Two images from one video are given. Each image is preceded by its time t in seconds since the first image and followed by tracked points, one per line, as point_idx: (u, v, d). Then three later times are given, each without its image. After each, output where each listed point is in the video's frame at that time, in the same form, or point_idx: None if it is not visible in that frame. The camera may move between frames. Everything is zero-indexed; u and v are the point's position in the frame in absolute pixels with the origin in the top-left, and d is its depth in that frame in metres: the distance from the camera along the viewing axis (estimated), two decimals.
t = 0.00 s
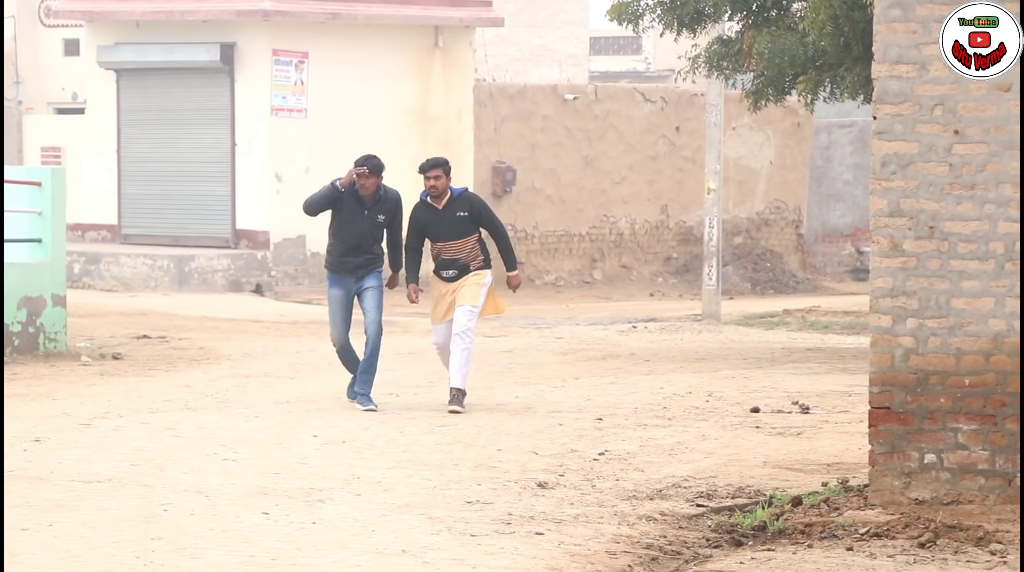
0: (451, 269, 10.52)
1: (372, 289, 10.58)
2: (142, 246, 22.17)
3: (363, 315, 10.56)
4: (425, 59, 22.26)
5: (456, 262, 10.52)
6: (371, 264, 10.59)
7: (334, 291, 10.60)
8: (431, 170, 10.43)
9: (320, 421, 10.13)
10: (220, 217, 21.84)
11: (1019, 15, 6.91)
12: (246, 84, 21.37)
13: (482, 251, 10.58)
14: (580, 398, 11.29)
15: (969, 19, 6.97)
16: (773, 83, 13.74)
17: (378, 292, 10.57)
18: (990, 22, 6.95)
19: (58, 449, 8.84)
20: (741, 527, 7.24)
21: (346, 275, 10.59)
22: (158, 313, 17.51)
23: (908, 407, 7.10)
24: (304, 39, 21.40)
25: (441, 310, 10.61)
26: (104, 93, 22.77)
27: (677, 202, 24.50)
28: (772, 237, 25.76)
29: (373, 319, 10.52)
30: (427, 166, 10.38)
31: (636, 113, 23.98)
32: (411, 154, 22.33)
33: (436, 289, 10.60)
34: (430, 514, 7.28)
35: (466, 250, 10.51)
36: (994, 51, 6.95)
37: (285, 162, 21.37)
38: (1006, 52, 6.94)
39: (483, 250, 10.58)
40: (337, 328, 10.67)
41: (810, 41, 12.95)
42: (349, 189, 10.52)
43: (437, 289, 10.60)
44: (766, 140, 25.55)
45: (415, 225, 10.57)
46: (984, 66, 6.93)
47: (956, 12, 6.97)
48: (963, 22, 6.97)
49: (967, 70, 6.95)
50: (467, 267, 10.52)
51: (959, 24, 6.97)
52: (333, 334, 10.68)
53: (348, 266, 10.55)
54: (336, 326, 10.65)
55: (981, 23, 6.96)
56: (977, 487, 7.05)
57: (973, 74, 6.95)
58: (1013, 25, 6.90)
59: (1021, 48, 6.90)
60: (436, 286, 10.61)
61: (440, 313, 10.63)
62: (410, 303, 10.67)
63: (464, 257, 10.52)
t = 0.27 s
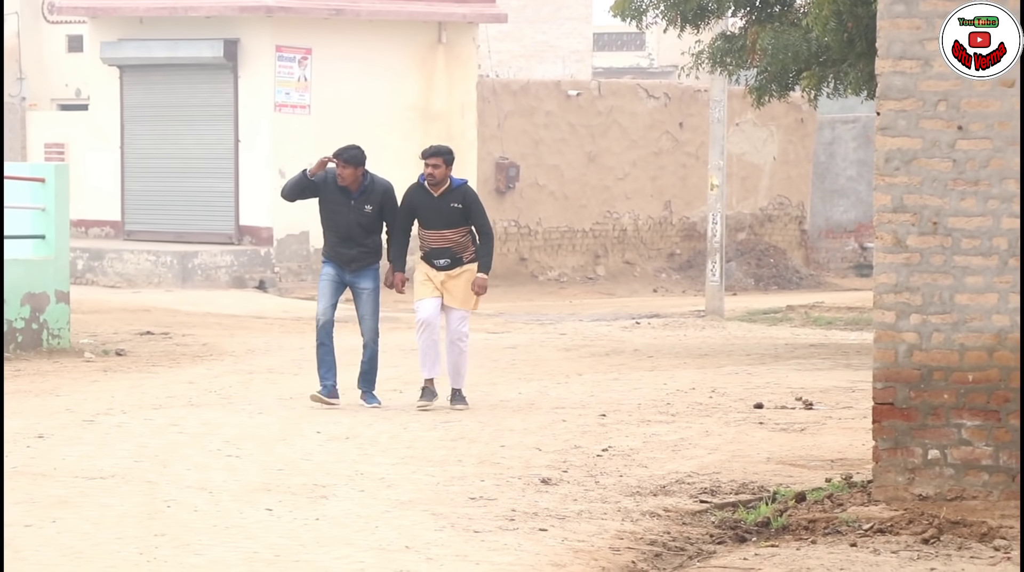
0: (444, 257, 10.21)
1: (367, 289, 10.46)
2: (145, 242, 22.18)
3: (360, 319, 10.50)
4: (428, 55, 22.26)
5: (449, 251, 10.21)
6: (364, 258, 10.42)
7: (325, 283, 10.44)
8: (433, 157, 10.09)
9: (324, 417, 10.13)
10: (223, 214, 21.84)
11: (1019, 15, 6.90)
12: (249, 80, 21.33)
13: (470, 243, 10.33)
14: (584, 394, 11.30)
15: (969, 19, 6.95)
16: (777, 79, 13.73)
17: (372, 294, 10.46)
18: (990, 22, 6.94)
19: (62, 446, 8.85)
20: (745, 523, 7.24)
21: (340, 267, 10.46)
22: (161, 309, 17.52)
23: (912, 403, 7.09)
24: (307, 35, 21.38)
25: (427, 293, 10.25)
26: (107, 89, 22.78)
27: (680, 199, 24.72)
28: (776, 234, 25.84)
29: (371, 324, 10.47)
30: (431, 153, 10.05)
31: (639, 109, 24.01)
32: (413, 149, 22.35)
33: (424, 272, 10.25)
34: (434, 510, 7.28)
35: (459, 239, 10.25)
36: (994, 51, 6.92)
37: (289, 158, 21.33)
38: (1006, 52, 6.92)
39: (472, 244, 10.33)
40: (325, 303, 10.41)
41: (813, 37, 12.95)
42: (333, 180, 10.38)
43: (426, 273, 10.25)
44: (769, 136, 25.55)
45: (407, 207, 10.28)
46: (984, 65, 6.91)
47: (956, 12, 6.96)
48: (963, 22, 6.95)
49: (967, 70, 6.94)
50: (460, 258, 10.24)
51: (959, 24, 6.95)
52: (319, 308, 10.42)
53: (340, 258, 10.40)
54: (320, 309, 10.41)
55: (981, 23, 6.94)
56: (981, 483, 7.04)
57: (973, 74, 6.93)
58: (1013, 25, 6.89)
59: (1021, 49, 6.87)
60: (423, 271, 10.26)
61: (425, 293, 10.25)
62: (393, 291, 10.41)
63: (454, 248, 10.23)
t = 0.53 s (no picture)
0: (420, 261, 9.98)
1: (352, 293, 10.17)
2: (147, 240, 22.18)
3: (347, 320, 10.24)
4: (431, 53, 22.27)
5: (425, 255, 9.98)
6: (344, 259, 10.08)
7: (309, 284, 10.16)
8: (401, 158, 9.90)
9: (325, 415, 10.13)
10: (225, 211, 21.83)
11: (1019, 15, 6.88)
12: (250, 78, 21.34)
13: (449, 246, 10.08)
14: (586, 392, 11.29)
15: (969, 19, 6.94)
16: (778, 77, 13.73)
17: (358, 298, 10.18)
18: (990, 22, 6.94)
19: (64, 443, 8.86)
20: (747, 521, 7.25)
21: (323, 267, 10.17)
22: (163, 307, 17.53)
23: (914, 401, 7.09)
24: (310, 33, 21.41)
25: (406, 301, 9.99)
26: (109, 86, 22.78)
27: (682, 196, 24.68)
28: (777, 231, 25.82)
29: (359, 330, 10.22)
30: (397, 154, 9.87)
31: (641, 106, 24.01)
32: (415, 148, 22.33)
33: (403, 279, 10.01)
34: (436, 508, 7.29)
35: (435, 243, 10.00)
36: (994, 51, 6.91)
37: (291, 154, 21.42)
38: (1007, 52, 6.90)
39: (451, 246, 10.09)
40: (310, 309, 10.10)
41: (815, 35, 12.95)
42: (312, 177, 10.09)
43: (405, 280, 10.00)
44: (771, 134, 25.57)
45: (386, 207, 10.05)
46: (984, 66, 6.91)
47: (955, 12, 6.95)
48: (963, 22, 6.95)
49: (967, 70, 6.94)
50: (436, 263, 9.99)
51: (959, 25, 6.95)
52: (307, 315, 10.10)
53: (319, 259, 10.10)
54: (307, 309, 10.09)
55: (981, 23, 6.94)
56: (983, 481, 7.03)
57: (973, 74, 6.93)
58: (1013, 25, 6.87)
59: (1021, 49, 6.86)
60: (401, 278, 10.02)
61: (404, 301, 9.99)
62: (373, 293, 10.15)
63: (431, 251, 9.99)
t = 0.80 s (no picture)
0: (405, 247, 9.86)
1: (339, 278, 10.08)
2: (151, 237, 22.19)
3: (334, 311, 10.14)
4: (434, 49, 22.30)
5: (411, 241, 9.86)
6: (333, 251, 10.07)
7: (301, 275, 10.18)
8: (393, 143, 9.75)
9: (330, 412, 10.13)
10: (229, 209, 21.85)
11: (1019, 15, 6.87)
12: (254, 75, 21.33)
13: (439, 232, 9.95)
14: (590, 388, 11.29)
15: (969, 19, 6.93)
16: (782, 73, 13.71)
17: (343, 283, 10.08)
18: (990, 22, 6.91)
19: (68, 440, 8.86)
20: (751, 517, 7.24)
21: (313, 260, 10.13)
22: (167, 304, 17.54)
23: (918, 397, 7.08)
24: (313, 30, 21.41)
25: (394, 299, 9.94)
26: (113, 84, 22.78)
27: (686, 192, 24.65)
28: (782, 227, 25.92)
29: (339, 311, 10.06)
30: (388, 138, 9.72)
31: (645, 103, 24.00)
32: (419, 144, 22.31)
33: (389, 270, 9.92)
34: (440, 504, 7.28)
35: (423, 229, 9.88)
36: (994, 51, 6.89)
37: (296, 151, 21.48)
38: (1006, 52, 6.89)
39: (440, 233, 9.95)
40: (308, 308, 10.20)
41: (819, 30, 12.94)
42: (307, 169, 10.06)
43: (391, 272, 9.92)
44: (775, 130, 25.63)
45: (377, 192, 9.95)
46: (984, 65, 6.89)
47: (956, 12, 6.94)
48: (963, 22, 6.93)
49: (967, 70, 6.93)
50: (422, 250, 9.86)
51: (959, 24, 6.94)
52: (308, 319, 10.23)
53: (309, 251, 10.09)
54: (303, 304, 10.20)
55: (981, 23, 6.91)
56: (988, 477, 7.03)
57: (973, 75, 6.92)
58: (1013, 25, 6.87)
59: (1021, 48, 6.85)
60: (389, 267, 9.93)
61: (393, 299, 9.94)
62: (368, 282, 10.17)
63: (418, 238, 9.87)
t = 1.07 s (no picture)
0: (406, 259, 9.67)
1: (332, 284, 9.72)
2: (159, 235, 22.19)
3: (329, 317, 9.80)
4: (442, 47, 22.29)
5: (412, 253, 9.66)
6: (332, 254, 9.74)
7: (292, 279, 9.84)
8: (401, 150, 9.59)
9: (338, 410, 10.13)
10: (238, 206, 21.86)
11: (1019, 15, 6.85)
12: (262, 73, 21.32)
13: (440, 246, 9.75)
14: (598, 386, 11.29)
15: (969, 19, 6.92)
16: (790, 70, 13.69)
17: (337, 289, 9.71)
18: (990, 22, 6.90)
19: (77, 438, 8.87)
20: (760, 515, 7.24)
21: (308, 263, 9.79)
22: (175, 302, 17.55)
23: (927, 394, 7.06)
24: (321, 28, 21.40)
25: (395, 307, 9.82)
26: (121, 82, 22.81)
27: (694, 189, 24.68)
28: (789, 224, 25.92)
29: (335, 315, 9.66)
30: (396, 146, 9.55)
31: (653, 100, 24.01)
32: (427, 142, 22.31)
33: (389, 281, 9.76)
34: (448, 502, 7.29)
35: (426, 242, 9.68)
36: (995, 51, 6.88)
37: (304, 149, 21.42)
38: (1006, 52, 6.88)
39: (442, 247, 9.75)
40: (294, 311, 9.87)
41: (827, 27, 12.93)
42: (311, 166, 9.74)
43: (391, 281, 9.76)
44: (783, 127, 25.66)
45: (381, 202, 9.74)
46: (984, 65, 6.88)
47: (956, 12, 6.94)
48: (963, 22, 6.93)
49: (967, 70, 6.92)
50: (422, 263, 9.67)
51: (959, 24, 6.93)
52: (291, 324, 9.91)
53: (306, 253, 9.75)
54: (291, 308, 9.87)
55: (981, 23, 6.90)
56: (997, 475, 6.99)
57: (973, 74, 6.92)
58: (1013, 25, 6.85)
59: (1021, 49, 6.84)
60: (389, 279, 9.76)
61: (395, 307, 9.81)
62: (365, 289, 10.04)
63: (419, 250, 9.67)
